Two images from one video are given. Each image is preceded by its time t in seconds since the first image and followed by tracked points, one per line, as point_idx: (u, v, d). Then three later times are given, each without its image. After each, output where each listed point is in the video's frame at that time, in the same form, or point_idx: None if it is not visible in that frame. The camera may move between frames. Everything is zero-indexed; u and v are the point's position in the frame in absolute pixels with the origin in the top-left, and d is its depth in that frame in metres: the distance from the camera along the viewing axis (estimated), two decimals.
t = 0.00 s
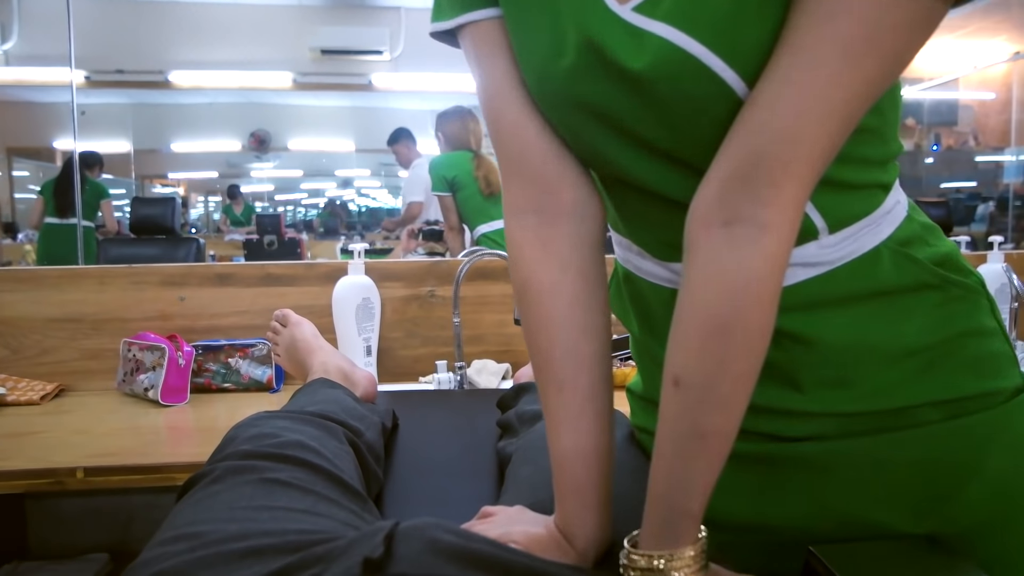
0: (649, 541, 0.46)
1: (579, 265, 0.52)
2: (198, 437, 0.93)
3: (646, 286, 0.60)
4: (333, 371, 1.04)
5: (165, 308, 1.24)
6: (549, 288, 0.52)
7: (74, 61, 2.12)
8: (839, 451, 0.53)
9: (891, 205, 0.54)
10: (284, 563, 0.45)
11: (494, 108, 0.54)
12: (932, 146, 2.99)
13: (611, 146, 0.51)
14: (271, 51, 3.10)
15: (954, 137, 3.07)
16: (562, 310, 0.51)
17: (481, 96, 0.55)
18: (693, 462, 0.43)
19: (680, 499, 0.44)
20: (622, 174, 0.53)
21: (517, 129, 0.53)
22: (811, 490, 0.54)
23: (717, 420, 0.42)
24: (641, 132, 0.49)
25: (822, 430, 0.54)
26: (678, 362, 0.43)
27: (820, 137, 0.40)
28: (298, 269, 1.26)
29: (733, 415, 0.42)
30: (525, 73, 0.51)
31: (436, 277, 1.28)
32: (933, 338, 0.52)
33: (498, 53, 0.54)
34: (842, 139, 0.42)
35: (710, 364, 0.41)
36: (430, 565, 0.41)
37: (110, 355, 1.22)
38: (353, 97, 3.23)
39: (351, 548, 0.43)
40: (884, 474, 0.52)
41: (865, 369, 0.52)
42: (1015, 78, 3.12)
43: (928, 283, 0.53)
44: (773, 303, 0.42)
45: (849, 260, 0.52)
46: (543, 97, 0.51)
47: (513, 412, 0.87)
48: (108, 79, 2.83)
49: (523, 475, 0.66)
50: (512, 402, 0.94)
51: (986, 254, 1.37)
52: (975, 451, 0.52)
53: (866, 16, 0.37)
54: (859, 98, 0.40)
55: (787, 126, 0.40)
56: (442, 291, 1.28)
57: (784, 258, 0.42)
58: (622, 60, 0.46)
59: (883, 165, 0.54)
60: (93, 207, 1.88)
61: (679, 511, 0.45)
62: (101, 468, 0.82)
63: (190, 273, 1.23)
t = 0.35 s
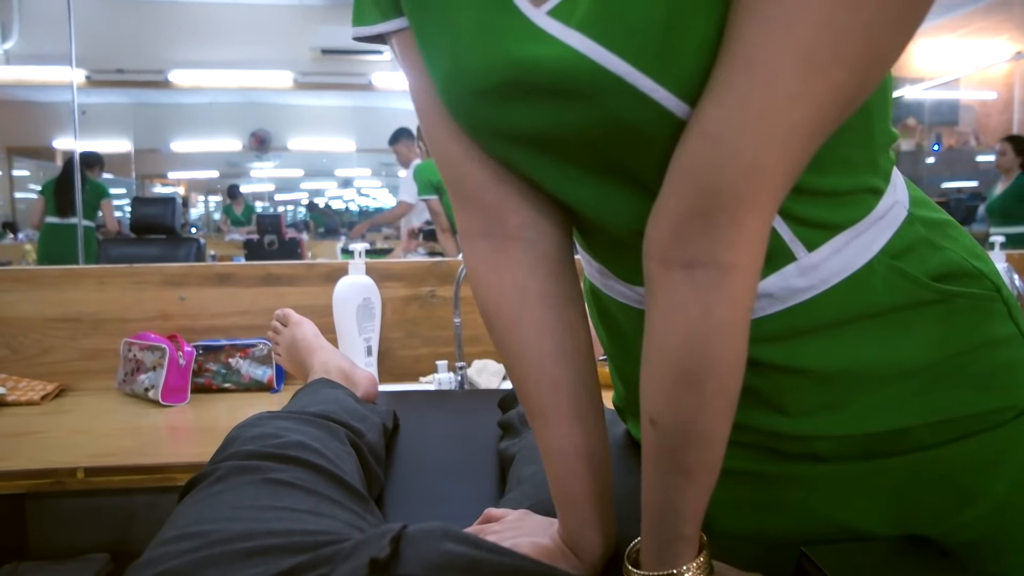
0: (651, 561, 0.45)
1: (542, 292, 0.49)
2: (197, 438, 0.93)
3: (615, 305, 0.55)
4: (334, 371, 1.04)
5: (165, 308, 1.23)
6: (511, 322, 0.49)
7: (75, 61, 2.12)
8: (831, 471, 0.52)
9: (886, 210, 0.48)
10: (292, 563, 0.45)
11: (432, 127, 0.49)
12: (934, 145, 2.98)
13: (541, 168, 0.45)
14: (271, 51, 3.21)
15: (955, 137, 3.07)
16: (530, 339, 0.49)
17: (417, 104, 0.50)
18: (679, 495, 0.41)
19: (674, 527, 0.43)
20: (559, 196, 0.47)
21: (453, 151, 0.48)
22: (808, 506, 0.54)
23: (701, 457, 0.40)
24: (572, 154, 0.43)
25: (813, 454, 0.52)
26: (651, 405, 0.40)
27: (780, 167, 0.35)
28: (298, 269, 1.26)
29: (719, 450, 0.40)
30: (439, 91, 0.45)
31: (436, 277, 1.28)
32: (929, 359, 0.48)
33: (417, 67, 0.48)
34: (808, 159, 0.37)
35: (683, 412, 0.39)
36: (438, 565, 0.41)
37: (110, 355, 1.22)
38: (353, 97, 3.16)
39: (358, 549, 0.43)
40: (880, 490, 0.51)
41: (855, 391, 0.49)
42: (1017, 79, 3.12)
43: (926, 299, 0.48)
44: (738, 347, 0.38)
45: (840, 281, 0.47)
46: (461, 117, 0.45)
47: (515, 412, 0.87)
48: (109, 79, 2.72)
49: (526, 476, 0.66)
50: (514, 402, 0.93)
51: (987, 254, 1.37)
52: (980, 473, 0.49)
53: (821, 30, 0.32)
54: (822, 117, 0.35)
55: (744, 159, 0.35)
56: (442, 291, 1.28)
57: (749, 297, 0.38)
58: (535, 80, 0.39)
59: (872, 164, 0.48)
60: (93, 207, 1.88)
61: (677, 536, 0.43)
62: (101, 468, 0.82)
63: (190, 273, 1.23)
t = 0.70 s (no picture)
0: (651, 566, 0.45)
1: (529, 303, 0.48)
2: (196, 437, 0.92)
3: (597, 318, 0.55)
4: (334, 370, 1.04)
5: (165, 307, 1.23)
6: (499, 334, 0.48)
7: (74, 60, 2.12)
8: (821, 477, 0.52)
9: (864, 221, 0.48)
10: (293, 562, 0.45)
11: (407, 139, 0.48)
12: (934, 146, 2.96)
13: (513, 183, 0.43)
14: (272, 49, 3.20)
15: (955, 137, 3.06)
16: (523, 348, 0.48)
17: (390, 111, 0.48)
18: (675, 501, 0.41)
19: (672, 532, 0.43)
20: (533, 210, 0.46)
21: (427, 163, 0.47)
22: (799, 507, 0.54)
23: (695, 465, 0.40)
24: (544, 169, 0.42)
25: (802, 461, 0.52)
26: (643, 416, 0.40)
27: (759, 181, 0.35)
28: (297, 268, 1.26)
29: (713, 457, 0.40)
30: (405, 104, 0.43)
31: (436, 276, 1.28)
32: (912, 369, 0.48)
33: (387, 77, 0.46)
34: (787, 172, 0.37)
35: (676, 423, 0.39)
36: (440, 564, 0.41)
37: (110, 354, 1.22)
38: (354, 96, 3.15)
39: (361, 547, 0.43)
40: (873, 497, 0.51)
41: (839, 399, 0.50)
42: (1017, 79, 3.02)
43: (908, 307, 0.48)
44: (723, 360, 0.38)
45: (821, 291, 0.47)
46: (428, 132, 0.43)
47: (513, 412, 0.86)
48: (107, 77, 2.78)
49: (525, 476, 0.66)
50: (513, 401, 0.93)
51: (987, 255, 1.36)
52: (974, 479, 0.49)
53: (793, 51, 0.32)
54: (799, 129, 0.34)
55: (728, 176, 0.35)
56: (441, 290, 1.28)
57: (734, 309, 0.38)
58: (504, 97, 0.37)
59: (850, 174, 0.47)
60: (93, 207, 1.88)
61: (677, 541, 0.43)
62: (99, 467, 0.82)
63: (190, 273, 1.23)
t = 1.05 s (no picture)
0: (657, 552, 0.45)
1: (566, 281, 0.51)
2: (198, 436, 0.93)
3: (632, 308, 0.57)
4: (335, 368, 1.04)
5: (165, 306, 1.24)
6: (531, 306, 0.51)
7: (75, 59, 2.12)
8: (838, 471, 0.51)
9: (885, 222, 0.49)
10: (289, 562, 0.44)
11: (473, 119, 0.52)
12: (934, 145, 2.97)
13: (575, 159, 0.47)
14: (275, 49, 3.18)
15: (957, 136, 3.02)
16: (552, 324, 0.50)
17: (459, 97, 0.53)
18: (689, 477, 0.42)
19: (682, 515, 0.43)
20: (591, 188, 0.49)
21: (492, 140, 0.50)
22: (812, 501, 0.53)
23: (716, 436, 0.41)
24: (605, 143, 0.46)
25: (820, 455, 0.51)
26: (670, 380, 0.41)
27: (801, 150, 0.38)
28: (298, 267, 1.26)
29: (730, 430, 0.41)
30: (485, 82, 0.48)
31: (437, 275, 1.28)
32: (933, 365, 0.49)
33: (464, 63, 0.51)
34: (826, 152, 0.39)
35: (704, 387, 0.40)
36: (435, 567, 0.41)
37: (111, 353, 1.22)
38: (354, 95, 3.18)
39: (357, 546, 0.43)
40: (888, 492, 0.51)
41: (858, 390, 0.50)
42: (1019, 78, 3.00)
43: (927, 308, 0.49)
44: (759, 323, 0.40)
45: (845, 283, 0.48)
46: (504, 107, 0.47)
47: (516, 409, 0.87)
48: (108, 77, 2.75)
49: (527, 474, 0.66)
50: (516, 399, 0.93)
51: (988, 253, 1.36)
52: (983, 481, 0.49)
53: (843, 26, 0.35)
54: (843, 110, 0.38)
55: (773, 142, 0.38)
56: (442, 289, 1.28)
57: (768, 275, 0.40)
58: (583, 69, 0.42)
59: (873, 177, 0.49)
60: (95, 207, 1.88)
61: (686, 525, 0.43)
62: (102, 466, 0.82)
63: (190, 272, 1.23)
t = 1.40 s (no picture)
0: (691, 508, 0.45)
1: (638, 260, 0.54)
2: (201, 434, 0.93)
3: (717, 283, 0.62)
4: (337, 368, 1.04)
5: (167, 305, 1.24)
6: (601, 275, 0.53)
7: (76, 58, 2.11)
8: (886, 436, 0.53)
9: (969, 224, 0.52)
10: (289, 561, 0.44)
11: (580, 119, 0.57)
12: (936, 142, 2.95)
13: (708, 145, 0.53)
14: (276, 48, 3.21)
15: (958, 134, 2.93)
16: (610, 298, 0.52)
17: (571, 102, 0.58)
18: (748, 433, 0.42)
19: (727, 472, 0.43)
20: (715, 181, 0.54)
21: (603, 133, 0.55)
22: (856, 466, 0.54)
23: (785, 396, 0.42)
24: (735, 138, 0.51)
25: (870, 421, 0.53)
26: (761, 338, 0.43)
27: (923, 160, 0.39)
28: (300, 266, 1.26)
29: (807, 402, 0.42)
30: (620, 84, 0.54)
31: (439, 273, 1.28)
32: (998, 362, 0.50)
33: (591, 72, 0.56)
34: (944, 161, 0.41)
35: (796, 354, 0.41)
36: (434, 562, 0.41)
37: (113, 352, 1.22)
38: (354, 93, 3.15)
39: (357, 544, 0.43)
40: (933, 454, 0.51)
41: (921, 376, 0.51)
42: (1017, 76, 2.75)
43: (999, 309, 0.50)
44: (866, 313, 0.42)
45: (921, 268, 0.51)
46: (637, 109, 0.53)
47: (518, 407, 0.86)
48: (108, 75, 2.72)
49: (530, 470, 0.65)
50: (516, 397, 0.93)
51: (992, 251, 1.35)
52: None
53: (970, 29, 0.37)
54: (962, 122, 0.39)
55: (891, 145, 0.39)
56: (444, 287, 1.28)
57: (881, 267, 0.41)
58: (724, 77, 0.47)
59: (964, 186, 0.52)
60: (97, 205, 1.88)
61: (721, 483, 0.44)
62: (105, 465, 0.82)
63: (192, 271, 1.23)
